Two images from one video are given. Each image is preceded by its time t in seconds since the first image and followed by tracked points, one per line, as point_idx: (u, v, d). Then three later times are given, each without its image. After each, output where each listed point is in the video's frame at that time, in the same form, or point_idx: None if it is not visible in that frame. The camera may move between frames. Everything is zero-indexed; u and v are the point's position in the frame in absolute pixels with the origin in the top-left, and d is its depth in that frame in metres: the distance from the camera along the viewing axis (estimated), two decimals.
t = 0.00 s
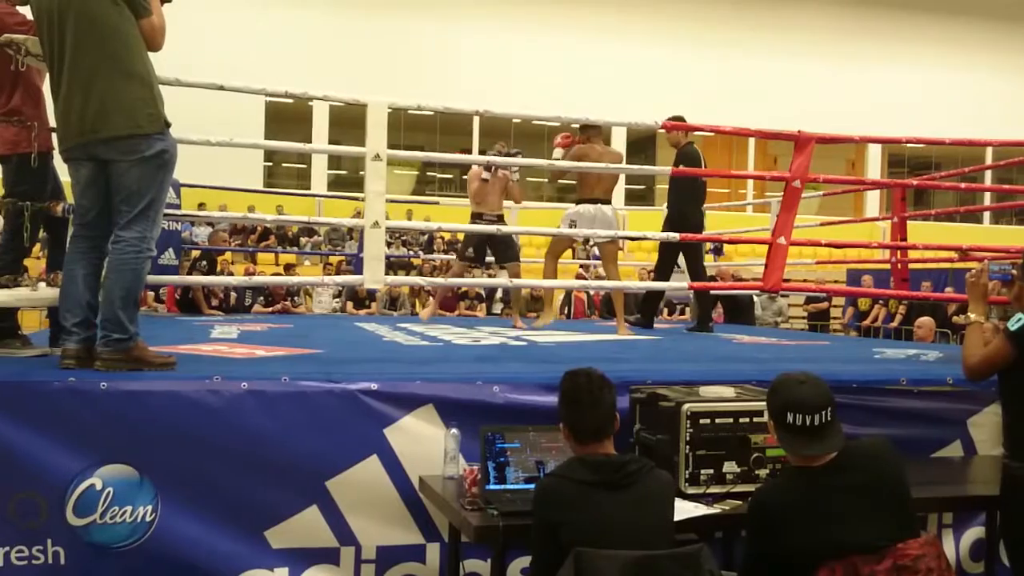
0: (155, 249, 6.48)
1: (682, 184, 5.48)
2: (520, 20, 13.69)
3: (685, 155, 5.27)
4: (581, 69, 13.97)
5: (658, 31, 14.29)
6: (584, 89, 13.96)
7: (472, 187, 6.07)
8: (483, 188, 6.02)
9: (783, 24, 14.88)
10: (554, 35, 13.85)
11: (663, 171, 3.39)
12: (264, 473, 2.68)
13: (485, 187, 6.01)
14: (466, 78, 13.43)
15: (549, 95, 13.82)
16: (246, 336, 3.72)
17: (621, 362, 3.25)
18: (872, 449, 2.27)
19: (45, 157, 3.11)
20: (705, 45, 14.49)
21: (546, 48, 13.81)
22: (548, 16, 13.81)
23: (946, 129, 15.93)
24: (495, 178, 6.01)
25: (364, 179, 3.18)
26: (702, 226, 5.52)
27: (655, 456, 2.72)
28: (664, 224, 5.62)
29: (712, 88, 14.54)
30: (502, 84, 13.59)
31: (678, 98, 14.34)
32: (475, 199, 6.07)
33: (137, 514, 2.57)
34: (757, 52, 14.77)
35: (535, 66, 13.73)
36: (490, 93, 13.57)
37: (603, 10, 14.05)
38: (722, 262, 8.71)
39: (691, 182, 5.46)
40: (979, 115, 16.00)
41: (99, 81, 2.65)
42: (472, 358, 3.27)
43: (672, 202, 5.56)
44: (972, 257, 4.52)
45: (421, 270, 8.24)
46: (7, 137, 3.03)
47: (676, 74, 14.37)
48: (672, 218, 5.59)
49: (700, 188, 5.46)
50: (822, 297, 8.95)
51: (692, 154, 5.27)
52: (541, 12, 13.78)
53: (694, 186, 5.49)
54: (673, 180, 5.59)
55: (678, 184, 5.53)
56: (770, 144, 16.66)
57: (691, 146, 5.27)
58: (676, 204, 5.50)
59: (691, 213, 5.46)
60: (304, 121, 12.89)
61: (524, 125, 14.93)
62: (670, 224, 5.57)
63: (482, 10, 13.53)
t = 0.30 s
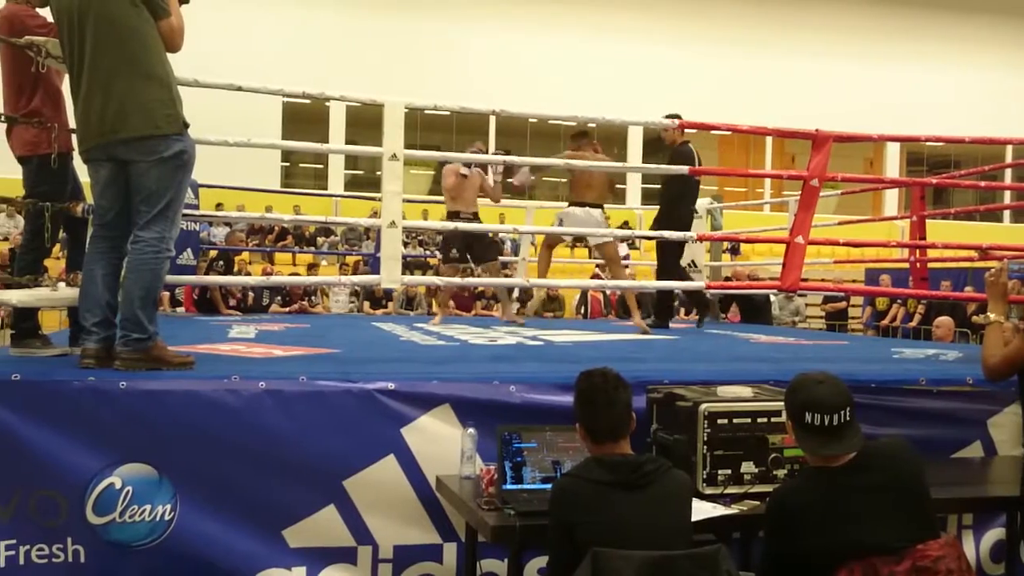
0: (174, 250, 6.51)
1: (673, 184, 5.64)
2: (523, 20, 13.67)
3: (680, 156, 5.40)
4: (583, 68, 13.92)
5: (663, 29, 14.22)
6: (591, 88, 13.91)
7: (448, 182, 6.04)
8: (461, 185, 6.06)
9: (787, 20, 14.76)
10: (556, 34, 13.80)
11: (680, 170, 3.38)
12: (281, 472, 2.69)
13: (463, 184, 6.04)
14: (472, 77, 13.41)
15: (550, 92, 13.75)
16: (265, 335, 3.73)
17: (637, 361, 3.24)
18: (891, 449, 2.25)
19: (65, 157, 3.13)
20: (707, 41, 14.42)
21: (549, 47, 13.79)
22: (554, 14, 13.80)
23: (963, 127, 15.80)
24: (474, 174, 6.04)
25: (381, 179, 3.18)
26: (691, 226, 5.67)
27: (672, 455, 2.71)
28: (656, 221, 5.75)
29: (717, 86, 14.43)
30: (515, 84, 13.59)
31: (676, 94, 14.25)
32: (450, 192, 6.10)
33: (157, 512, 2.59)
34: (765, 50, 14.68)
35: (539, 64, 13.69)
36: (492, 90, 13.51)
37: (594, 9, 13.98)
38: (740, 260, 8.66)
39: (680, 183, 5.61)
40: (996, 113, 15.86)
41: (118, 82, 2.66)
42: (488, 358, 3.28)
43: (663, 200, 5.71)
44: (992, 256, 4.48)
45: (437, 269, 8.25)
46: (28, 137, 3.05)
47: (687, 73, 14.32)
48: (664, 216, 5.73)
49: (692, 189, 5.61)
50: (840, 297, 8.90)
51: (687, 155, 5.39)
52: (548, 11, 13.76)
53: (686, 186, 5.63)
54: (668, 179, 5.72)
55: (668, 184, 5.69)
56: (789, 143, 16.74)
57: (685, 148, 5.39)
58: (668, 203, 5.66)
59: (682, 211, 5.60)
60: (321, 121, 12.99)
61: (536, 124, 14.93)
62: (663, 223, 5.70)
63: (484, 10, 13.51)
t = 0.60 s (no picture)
0: (195, 249, 6.56)
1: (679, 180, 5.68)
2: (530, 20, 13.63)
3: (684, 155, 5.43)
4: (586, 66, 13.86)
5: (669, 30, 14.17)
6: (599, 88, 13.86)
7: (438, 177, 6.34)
8: (448, 179, 6.32)
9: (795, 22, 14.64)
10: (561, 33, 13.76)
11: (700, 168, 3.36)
12: (302, 472, 2.70)
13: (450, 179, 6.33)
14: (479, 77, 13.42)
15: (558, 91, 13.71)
16: (285, 334, 3.75)
17: (658, 361, 3.23)
18: (916, 449, 2.23)
19: (89, 158, 3.15)
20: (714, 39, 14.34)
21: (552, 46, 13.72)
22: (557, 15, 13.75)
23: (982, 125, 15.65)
24: (459, 171, 6.32)
25: (401, 179, 3.19)
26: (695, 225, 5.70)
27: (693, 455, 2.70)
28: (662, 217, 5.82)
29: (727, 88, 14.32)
30: (529, 84, 13.59)
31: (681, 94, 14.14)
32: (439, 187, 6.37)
33: (178, 510, 2.61)
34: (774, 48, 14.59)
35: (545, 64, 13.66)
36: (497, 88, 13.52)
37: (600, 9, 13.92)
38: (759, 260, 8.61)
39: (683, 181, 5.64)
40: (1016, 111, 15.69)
41: (141, 82, 2.68)
42: (508, 357, 3.28)
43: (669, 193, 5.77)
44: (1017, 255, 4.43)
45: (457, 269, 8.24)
46: (53, 138, 3.07)
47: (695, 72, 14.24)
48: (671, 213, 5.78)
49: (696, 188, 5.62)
50: (862, 296, 8.83)
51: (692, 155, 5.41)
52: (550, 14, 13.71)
53: (693, 185, 5.64)
54: (676, 176, 5.75)
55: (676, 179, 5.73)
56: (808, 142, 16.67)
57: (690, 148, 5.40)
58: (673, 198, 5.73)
59: (685, 208, 5.66)
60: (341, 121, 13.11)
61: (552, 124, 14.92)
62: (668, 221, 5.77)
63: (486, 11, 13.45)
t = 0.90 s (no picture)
0: (218, 249, 6.63)
1: (689, 179, 5.66)
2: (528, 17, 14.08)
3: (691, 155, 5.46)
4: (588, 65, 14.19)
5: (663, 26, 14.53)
6: (598, 86, 14.22)
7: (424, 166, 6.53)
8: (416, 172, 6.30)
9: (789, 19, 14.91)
10: (556, 30, 14.17)
11: (723, 167, 3.35)
12: (326, 470, 2.71)
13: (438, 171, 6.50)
14: (484, 77, 13.83)
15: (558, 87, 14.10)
16: (308, 333, 3.77)
17: (681, 360, 3.22)
18: (944, 450, 2.21)
19: (115, 158, 3.19)
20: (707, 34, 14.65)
21: (549, 43, 14.15)
22: (551, 14, 14.18)
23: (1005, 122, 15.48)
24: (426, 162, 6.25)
25: (424, 178, 3.20)
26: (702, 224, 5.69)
27: (717, 454, 2.69)
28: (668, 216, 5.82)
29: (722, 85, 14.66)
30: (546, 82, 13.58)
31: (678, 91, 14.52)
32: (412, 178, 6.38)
33: (204, 507, 2.63)
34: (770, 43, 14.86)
35: (545, 62, 14.07)
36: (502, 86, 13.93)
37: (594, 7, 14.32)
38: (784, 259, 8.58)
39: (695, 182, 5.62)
40: None
41: (167, 84, 2.70)
42: (531, 356, 3.28)
43: (678, 189, 5.74)
44: None
45: (478, 268, 8.27)
46: (83, 139, 3.11)
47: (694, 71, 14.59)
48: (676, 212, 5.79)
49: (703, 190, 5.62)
50: (886, 295, 8.77)
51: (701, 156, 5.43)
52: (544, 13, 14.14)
53: (701, 186, 5.63)
54: (683, 174, 5.74)
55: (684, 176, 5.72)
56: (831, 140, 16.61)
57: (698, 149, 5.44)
58: (682, 195, 5.69)
59: (693, 209, 5.65)
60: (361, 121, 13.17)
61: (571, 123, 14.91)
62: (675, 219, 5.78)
63: (485, 10, 13.89)
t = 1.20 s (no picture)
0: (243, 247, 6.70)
1: (699, 177, 5.66)
2: (533, 14, 14.65)
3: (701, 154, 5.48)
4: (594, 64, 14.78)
5: (664, 22, 15.01)
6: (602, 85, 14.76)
7: (406, 189, 5.89)
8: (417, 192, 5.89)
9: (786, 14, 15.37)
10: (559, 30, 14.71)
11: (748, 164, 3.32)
12: (350, 468, 2.72)
13: (421, 192, 5.88)
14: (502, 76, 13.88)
15: (558, 86, 14.63)
16: (332, 331, 3.79)
17: (705, 359, 3.21)
18: (973, 450, 2.19)
19: (142, 158, 3.22)
20: (708, 30, 15.17)
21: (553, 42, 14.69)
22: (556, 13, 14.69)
23: None
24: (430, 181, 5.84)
25: (447, 176, 3.20)
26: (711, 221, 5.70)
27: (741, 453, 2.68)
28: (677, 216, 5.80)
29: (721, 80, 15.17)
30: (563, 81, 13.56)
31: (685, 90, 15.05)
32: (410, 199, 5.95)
33: (229, 504, 2.64)
34: (771, 39, 15.32)
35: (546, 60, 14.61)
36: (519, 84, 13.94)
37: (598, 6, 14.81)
38: (809, 256, 8.54)
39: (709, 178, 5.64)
40: None
41: (192, 84, 2.72)
42: (554, 354, 3.28)
43: (687, 185, 5.73)
44: None
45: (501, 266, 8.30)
46: (111, 138, 3.14)
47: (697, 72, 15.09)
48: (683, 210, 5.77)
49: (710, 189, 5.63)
50: (912, 294, 8.71)
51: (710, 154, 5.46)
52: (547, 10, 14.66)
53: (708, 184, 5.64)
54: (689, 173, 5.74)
55: (693, 174, 5.72)
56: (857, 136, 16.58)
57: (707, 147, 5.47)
58: (692, 190, 5.68)
59: (703, 207, 5.65)
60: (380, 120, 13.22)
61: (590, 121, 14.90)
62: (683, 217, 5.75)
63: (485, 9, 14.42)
